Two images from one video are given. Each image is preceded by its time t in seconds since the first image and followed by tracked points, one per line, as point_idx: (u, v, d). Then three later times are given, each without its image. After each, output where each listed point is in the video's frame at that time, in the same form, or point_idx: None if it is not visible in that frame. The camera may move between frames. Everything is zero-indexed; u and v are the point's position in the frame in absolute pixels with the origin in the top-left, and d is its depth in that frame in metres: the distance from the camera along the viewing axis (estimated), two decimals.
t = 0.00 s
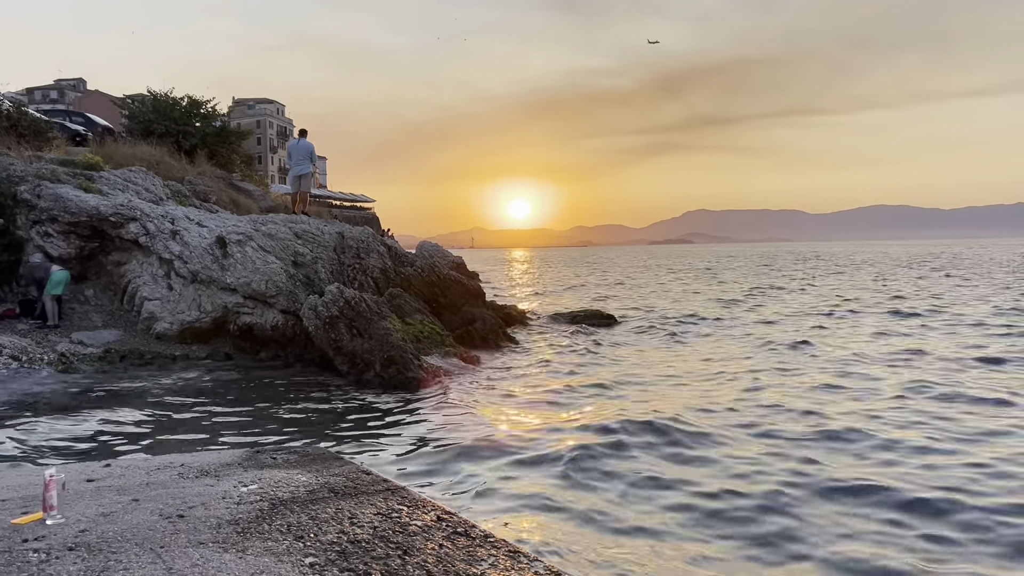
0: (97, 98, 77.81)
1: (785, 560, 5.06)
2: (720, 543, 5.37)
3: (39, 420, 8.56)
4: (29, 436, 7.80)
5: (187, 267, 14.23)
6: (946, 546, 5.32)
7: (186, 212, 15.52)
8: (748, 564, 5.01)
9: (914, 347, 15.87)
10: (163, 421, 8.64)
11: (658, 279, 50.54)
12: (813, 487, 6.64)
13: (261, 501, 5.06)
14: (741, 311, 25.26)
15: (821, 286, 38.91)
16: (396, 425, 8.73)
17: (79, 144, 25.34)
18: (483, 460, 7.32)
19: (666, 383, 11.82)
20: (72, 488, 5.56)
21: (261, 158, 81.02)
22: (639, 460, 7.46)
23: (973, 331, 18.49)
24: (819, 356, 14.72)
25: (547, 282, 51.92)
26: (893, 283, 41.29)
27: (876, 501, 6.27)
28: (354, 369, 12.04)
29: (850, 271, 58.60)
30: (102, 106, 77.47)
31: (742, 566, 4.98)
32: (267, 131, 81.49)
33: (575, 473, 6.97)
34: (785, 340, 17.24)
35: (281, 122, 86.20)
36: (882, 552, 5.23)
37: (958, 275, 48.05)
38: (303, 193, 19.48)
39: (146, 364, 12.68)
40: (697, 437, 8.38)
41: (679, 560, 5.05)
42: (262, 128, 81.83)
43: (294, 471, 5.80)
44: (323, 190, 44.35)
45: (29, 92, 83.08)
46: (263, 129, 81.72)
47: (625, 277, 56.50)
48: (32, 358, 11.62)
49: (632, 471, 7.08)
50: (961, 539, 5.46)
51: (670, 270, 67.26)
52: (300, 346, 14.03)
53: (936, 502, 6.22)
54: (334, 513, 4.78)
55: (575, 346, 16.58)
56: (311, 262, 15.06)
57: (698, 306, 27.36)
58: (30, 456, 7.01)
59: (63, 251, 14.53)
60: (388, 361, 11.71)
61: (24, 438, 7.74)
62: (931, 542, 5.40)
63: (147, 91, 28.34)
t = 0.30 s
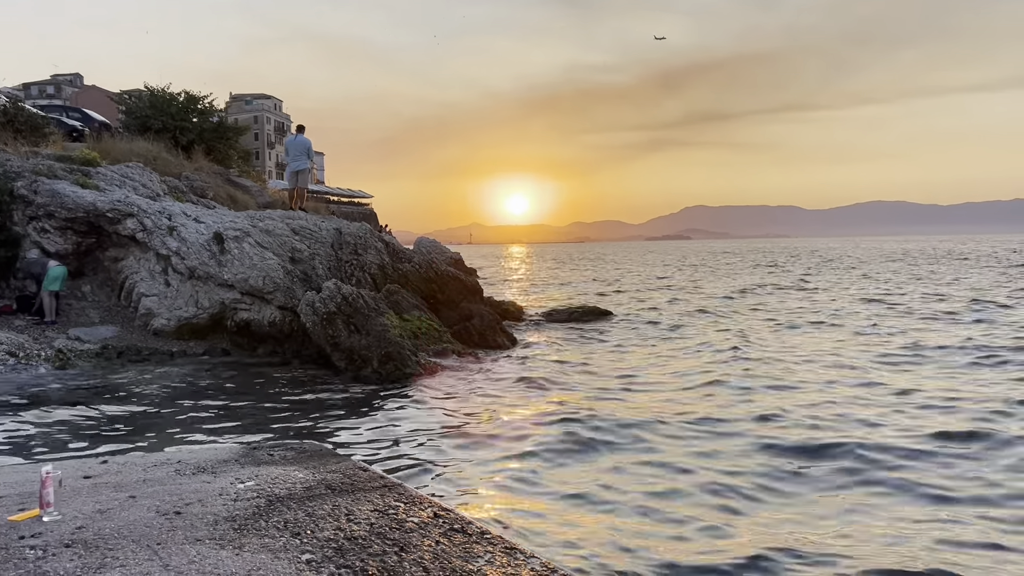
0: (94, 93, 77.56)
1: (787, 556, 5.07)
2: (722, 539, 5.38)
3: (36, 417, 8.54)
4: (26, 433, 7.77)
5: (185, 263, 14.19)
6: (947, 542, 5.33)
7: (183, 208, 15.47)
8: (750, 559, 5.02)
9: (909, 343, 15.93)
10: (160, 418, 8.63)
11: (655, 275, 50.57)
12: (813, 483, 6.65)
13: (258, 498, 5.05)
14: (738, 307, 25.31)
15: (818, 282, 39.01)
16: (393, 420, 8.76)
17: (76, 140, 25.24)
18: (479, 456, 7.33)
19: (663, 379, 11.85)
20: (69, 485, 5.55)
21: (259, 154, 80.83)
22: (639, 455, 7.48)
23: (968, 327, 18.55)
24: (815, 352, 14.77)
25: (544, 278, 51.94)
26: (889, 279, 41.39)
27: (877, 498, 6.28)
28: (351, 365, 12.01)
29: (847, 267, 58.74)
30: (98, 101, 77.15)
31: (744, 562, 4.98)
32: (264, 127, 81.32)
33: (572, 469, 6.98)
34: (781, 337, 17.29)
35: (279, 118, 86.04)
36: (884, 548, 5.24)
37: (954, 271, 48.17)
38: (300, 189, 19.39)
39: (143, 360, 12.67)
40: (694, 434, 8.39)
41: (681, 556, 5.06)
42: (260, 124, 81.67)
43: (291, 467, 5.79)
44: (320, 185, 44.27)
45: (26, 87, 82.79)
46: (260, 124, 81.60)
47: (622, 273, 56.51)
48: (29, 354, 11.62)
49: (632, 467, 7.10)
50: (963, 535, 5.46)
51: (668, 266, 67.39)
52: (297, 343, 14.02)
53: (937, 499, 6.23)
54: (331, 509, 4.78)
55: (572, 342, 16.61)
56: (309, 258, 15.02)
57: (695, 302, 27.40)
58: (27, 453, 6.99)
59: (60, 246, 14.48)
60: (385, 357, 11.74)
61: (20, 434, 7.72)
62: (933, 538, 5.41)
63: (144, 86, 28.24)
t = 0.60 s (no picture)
0: (89, 91, 77.23)
1: (787, 556, 5.07)
2: (722, 539, 5.37)
3: (31, 416, 8.50)
4: (21, 432, 7.75)
5: (181, 261, 14.15)
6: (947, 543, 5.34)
7: (179, 206, 15.43)
8: (750, 561, 5.01)
9: (903, 341, 15.98)
10: (156, 416, 8.60)
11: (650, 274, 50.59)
12: (809, 482, 6.68)
13: (253, 498, 5.05)
14: (735, 305, 25.34)
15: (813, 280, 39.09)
16: (389, 419, 8.77)
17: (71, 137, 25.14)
18: (476, 455, 7.33)
19: (659, 377, 11.87)
20: (65, 485, 5.53)
21: (255, 151, 80.59)
22: (636, 454, 7.48)
23: (962, 326, 18.61)
24: (810, 350, 14.82)
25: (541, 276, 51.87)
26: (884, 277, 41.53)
27: (876, 497, 6.28)
28: (347, 363, 11.98)
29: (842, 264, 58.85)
30: (93, 97, 76.77)
31: (744, 562, 4.98)
32: (260, 124, 81.11)
33: (569, 469, 6.97)
34: (777, 335, 17.33)
35: (275, 115, 85.84)
36: (883, 549, 5.24)
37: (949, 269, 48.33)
38: (297, 188, 19.38)
39: (139, 358, 12.64)
40: (690, 432, 8.41)
41: (679, 556, 5.06)
42: (256, 121, 81.45)
43: (287, 467, 5.79)
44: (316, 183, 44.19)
45: (21, 85, 82.47)
46: (256, 121, 81.38)
47: (618, 271, 56.49)
48: (24, 352, 11.59)
49: (629, 466, 7.10)
50: (962, 535, 5.47)
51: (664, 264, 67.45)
52: (293, 341, 13.99)
53: (935, 498, 6.24)
54: (327, 509, 4.77)
55: (568, 340, 16.64)
56: (305, 256, 14.99)
57: (690, 300, 27.44)
58: (23, 453, 6.96)
59: (55, 244, 14.43)
60: (382, 355, 11.74)
61: (16, 434, 7.68)
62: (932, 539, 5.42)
63: (140, 84, 28.13)
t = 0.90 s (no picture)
0: (83, 89, 76.83)
1: (784, 556, 5.07)
2: (718, 539, 5.37)
3: (25, 417, 8.46)
4: (13, 434, 7.69)
5: (175, 260, 14.11)
6: (943, 543, 5.33)
7: (174, 205, 15.37)
8: (749, 562, 4.99)
9: (898, 340, 16.03)
10: (150, 417, 8.56)
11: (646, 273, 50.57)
12: (804, 480, 6.70)
13: (248, 499, 5.03)
14: (730, 304, 25.37)
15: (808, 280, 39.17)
16: (384, 419, 8.76)
17: (65, 136, 25.02)
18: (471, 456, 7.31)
19: (655, 377, 11.88)
20: (59, 487, 5.51)
21: (250, 151, 80.33)
22: (633, 454, 7.48)
23: (957, 324, 18.67)
24: (805, 349, 14.85)
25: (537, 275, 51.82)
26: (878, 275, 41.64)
27: (874, 496, 6.27)
28: (342, 364, 11.96)
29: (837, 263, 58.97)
30: (87, 96, 76.37)
31: (741, 562, 4.97)
32: (255, 123, 80.85)
33: (564, 469, 6.96)
34: (772, 334, 17.37)
35: (270, 114, 85.59)
36: (881, 550, 5.23)
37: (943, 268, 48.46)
38: (292, 187, 19.32)
39: (134, 358, 12.60)
40: (686, 431, 8.42)
41: (675, 555, 5.06)
42: (251, 120, 81.17)
43: (282, 468, 5.77)
44: (311, 182, 44.04)
45: (14, 84, 82.01)
46: (251, 120, 81.16)
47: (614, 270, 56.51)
48: (18, 352, 11.56)
49: (626, 466, 7.10)
50: (959, 535, 5.46)
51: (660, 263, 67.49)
52: (288, 341, 13.96)
53: (932, 496, 6.24)
54: (321, 511, 4.76)
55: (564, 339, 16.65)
56: (300, 256, 14.96)
57: (685, 299, 27.49)
58: (16, 455, 6.92)
59: (49, 244, 14.36)
60: (377, 355, 11.70)
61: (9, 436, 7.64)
62: (930, 539, 5.41)
63: (135, 83, 28.03)
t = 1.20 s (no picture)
0: (76, 89, 76.42)
1: (775, 555, 5.08)
2: (710, 539, 5.38)
3: (17, 418, 8.41)
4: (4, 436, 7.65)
5: (168, 261, 14.05)
6: (939, 541, 5.35)
7: (167, 205, 15.31)
8: (746, 562, 4.99)
9: (889, 340, 16.11)
10: (142, 419, 8.53)
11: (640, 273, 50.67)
12: (796, 478, 6.72)
13: (240, 502, 5.02)
14: (723, 304, 25.44)
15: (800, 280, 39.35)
16: (375, 420, 8.76)
17: (57, 136, 24.87)
18: (463, 456, 7.32)
19: (648, 377, 11.91)
20: (50, 489, 5.48)
21: (243, 150, 80.06)
22: (626, 454, 7.49)
23: (948, 324, 18.79)
24: (797, 349, 14.91)
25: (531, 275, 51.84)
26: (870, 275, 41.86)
27: (868, 497, 6.28)
28: (336, 364, 11.95)
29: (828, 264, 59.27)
30: (79, 95, 75.89)
31: (733, 561, 4.99)
32: (248, 122, 80.58)
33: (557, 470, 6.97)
34: (764, 334, 17.44)
35: (264, 114, 85.36)
36: (877, 548, 5.23)
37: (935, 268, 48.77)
38: (285, 188, 19.27)
39: (126, 359, 12.55)
40: (678, 431, 8.45)
41: (667, 556, 5.08)
42: (244, 120, 80.88)
43: (274, 470, 5.76)
44: (304, 182, 43.94)
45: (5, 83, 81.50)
46: (245, 120, 80.89)
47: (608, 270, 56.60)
48: (10, 353, 11.51)
49: (619, 466, 7.11)
50: (954, 534, 5.46)
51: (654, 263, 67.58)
52: (282, 342, 13.93)
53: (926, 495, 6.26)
54: (313, 513, 4.75)
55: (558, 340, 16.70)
56: (293, 256, 14.92)
57: (678, 300, 27.58)
58: (7, 457, 6.89)
59: (41, 244, 14.27)
60: (370, 356, 11.69)
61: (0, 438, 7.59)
62: (924, 537, 5.41)
63: (127, 82, 27.90)
